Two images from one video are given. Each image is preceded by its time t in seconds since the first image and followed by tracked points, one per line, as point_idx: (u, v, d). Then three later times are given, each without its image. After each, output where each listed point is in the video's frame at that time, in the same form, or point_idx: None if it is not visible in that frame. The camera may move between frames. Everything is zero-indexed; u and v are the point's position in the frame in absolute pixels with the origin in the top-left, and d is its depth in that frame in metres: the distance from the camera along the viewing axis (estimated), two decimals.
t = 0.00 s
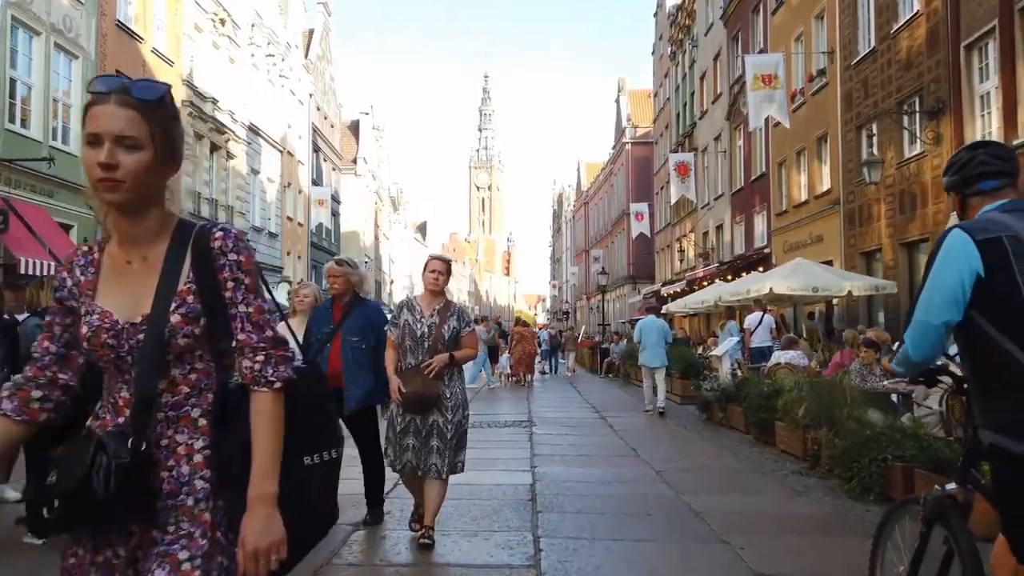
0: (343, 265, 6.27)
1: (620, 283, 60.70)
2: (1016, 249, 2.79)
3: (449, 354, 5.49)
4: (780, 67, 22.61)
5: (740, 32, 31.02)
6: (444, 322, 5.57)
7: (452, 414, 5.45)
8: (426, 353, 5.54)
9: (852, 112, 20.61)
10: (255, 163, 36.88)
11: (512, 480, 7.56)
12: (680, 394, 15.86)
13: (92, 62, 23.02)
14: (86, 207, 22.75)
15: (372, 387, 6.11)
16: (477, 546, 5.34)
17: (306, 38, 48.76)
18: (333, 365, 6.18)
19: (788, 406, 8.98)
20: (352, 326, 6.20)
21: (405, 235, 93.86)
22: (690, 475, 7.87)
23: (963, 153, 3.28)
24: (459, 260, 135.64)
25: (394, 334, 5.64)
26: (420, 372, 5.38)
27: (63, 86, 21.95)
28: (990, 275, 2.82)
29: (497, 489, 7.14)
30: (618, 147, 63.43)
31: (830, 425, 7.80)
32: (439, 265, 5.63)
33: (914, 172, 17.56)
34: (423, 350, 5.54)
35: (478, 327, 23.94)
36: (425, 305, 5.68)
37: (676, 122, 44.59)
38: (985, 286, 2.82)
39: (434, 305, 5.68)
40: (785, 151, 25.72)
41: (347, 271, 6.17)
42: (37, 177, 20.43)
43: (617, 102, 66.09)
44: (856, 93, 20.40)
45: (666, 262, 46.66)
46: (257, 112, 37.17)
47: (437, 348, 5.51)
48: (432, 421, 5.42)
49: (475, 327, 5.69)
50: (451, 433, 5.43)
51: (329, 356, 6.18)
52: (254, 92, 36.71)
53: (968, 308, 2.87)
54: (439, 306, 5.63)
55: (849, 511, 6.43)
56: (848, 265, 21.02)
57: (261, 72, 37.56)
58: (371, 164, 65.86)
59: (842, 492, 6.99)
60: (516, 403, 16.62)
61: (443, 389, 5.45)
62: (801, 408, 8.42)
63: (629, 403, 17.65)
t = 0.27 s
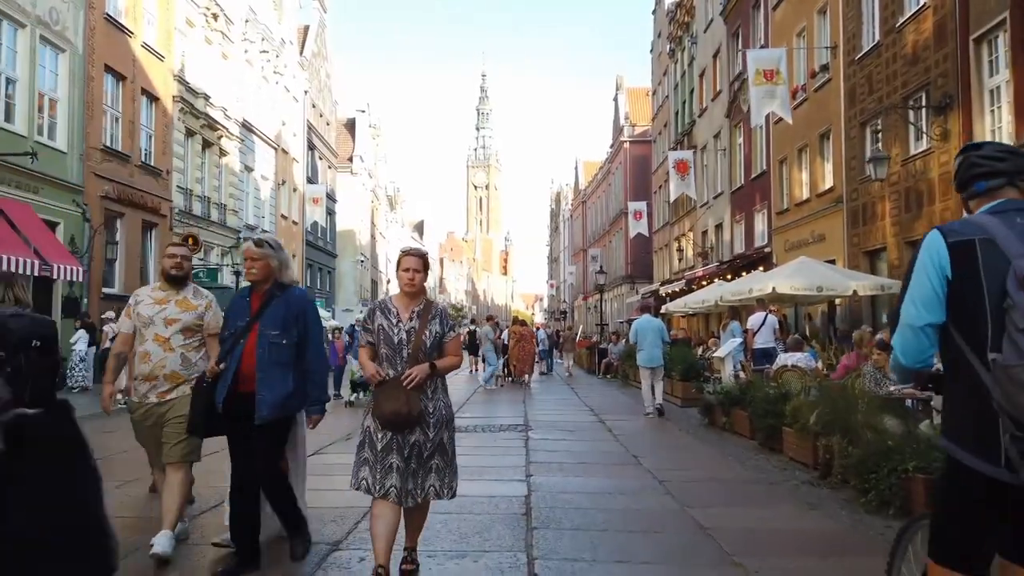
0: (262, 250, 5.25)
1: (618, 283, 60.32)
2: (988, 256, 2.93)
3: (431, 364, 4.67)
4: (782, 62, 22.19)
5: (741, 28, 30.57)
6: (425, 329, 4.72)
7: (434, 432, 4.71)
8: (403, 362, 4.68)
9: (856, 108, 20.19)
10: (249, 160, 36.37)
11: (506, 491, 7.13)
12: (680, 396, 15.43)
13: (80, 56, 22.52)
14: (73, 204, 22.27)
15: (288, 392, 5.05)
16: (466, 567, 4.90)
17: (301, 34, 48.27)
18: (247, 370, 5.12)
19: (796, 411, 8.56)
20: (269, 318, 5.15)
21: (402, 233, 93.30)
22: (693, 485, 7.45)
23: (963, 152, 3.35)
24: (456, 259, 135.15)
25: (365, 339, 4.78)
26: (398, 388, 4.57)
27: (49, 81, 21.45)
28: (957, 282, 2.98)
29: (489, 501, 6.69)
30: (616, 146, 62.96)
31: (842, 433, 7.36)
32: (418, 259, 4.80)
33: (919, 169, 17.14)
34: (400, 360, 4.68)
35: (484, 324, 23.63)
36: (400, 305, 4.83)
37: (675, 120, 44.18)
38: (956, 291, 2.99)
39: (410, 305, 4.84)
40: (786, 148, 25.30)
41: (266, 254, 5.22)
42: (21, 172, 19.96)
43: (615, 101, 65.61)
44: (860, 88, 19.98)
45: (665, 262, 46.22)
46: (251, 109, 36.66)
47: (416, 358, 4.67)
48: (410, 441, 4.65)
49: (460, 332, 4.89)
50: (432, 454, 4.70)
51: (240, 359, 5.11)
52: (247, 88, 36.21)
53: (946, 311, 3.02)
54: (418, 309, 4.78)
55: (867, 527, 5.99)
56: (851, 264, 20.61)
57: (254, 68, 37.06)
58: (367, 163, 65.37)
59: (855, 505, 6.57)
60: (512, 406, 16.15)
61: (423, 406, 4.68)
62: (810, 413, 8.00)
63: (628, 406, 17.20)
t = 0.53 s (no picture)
0: (177, 240, 4.43)
1: (616, 281, 59.94)
2: (979, 241, 2.83)
3: (404, 362, 4.14)
4: (784, 55, 21.81)
5: (741, 23, 30.17)
6: (396, 321, 4.20)
7: (412, 442, 4.18)
8: (373, 360, 4.15)
9: (859, 103, 19.82)
10: (243, 157, 35.93)
11: (502, 498, 6.72)
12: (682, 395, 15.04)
13: (69, 50, 22.08)
14: (61, 200, 21.86)
15: (200, 412, 4.23)
16: None
17: (297, 31, 47.84)
18: (156, 383, 4.37)
19: (807, 412, 8.17)
20: (181, 322, 4.31)
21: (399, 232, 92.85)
22: (699, 490, 7.06)
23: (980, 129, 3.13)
24: (454, 258, 134.75)
25: (327, 332, 4.24)
26: (366, 391, 4.04)
27: (37, 74, 21.01)
28: (947, 271, 2.88)
29: (484, 509, 6.28)
30: (615, 144, 62.57)
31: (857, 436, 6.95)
32: (384, 243, 4.28)
33: (926, 164, 16.76)
34: (368, 357, 4.15)
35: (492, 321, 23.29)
36: (368, 295, 4.29)
37: (674, 117, 43.81)
38: (946, 283, 2.89)
39: (379, 295, 4.30)
40: (788, 144, 24.92)
41: (183, 245, 4.44)
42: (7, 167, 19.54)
43: (613, 99, 65.21)
44: (864, 82, 19.60)
45: (664, 260, 45.83)
46: (245, 105, 36.22)
47: (387, 355, 4.15)
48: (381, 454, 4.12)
49: (436, 325, 4.38)
50: (407, 468, 4.17)
51: (148, 371, 4.36)
52: (241, 84, 35.77)
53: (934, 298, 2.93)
54: (388, 299, 4.26)
55: (889, 537, 5.59)
56: (855, 261, 20.23)
57: (249, 64, 36.61)
58: (364, 161, 64.93)
59: (872, 513, 6.19)
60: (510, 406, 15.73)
61: (396, 410, 4.15)
62: (821, 415, 7.61)
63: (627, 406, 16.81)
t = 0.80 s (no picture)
0: (47, 199, 3.38)
1: (618, 281, 59.54)
2: (968, 248, 2.71)
3: (372, 365, 3.50)
4: (791, 50, 21.37)
5: (746, 19, 29.72)
6: (366, 317, 3.58)
7: (387, 463, 3.58)
8: (337, 363, 3.53)
9: (869, 97, 19.38)
10: (241, 155, 35.52)
11: (504, 509, 6.28)
12: (688, 397, 14.60)
13: (63, 44, 21.69)
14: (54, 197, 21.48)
15: (64, 423, 3.18)
16: None
17: (296, 28, 47.46)
18: (5, 383, 3.26)
19: (825, 417, 7.74)
20: (51, 305, 3.26)
21: (400, 232, 92.44)
22: (713, 501, 6.64)
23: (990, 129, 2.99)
24: (455, 258, 134.34)
25: (284, 328, 3.68)
26: (327, 403, 3.41)
27: (30, 69, 20.63)
28: (941, 279, 2.78)
29: (484, 522, 5.84)
30: (617, 143, 62.11)
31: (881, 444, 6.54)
32: (353, 223, 3.70)
33: (939, 159, 16.32)
34: (332, 358, 3.54)
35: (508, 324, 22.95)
36: (336, 284, 3.68)
37: (677, 116, 43.39)
38: (941, 290, 2.79)
39: (349, 283, 3.69)
40: (794, 141, 24.48)
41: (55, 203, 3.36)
42: None
43: (615, 97, 64.75)
44: (874, 77, 19.16)
45: (667, 260, 45.38)
46: (244, 102, 35.81)
47: (353, 358, 3.52)
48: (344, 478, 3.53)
49: (417, 318, 3.76)
50: (378, 495, 3.56)
51: (1, 364, 3.26)
52: (240, 81, 35.37)
53: (927, 307, 2.88)
54: (358, 289, 3.64)
55: (921, 553, 5.17)
56: (865, 260, 19.79)
57: (248, 61, 36.21)
58: (364, 160, 64.54)
59: (898, 526, 5.77)
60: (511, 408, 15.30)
61: (367, 424, 3.55)
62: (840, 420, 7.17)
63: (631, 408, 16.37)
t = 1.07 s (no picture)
0: None
1: (620, 280, 59.17)
2: (1005, 224, 2.35)
3: (333, 388, 2.79)
4: (800, 44, 20.90)
5: (752, 14, 29.27)
6: (327, 324, 2.86)
7: (352, 511, 2.85)
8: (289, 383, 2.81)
9: (880, 92, 18.93)
10: (240, 153, 35.10)
11: (506, 522, 5.83)
12: (695, 399, 14.16)
13: (56, 38, 21.26)
14: (47, 193, 21.05)
15: None
16: None
17: (296, 26, 47.02)
18: None
19: (846, 423, 7.31)
20: None
21: (401, 231, 92.09)
22: (731, 514, 6.19)
23: None
24: (456, 258, 133.95)
25: (227, 336, 2.98)
26: (269, 437, 2.71)
27: (21, 63, 20.19)
28: (975, 255, 2.41)
29: (485, 538, 5.40)
30: (619, 142, 61.67)
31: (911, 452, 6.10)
32: (317, 199, 3.04)
33: (953, 155, 15.88)
34: (280, 379, 2.83)
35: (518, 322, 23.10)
36: (295, 279, 2.98)
37: (680, 113, 42.95)
38: (974, 269, 2.42)
39: (311, 279, 2.99)
40: (802, 138, 24.04)
41: None
42: None
43: (617, 95, 64.30)
44: (885, 71, 18.71)
45: (670, 259, 44.96)
46: (242, 99, 35.38)
47: (308, 377, 2.81)
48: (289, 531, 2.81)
49: (398, 325, 3.01)
50: (334, 558, 2.81)
51: None
52: (238, 78, 34.93)
53: (964, 290, 2.48)
54: (319, 288, 2.92)
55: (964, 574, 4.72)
56: (874, 259, 19.35)
57: (246, 58, 35.79)
58: (365, 158, 64.15)
59: (935, 543, 5.32)
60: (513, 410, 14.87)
61: (325, 462, 2.83)
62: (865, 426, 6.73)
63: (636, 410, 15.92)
